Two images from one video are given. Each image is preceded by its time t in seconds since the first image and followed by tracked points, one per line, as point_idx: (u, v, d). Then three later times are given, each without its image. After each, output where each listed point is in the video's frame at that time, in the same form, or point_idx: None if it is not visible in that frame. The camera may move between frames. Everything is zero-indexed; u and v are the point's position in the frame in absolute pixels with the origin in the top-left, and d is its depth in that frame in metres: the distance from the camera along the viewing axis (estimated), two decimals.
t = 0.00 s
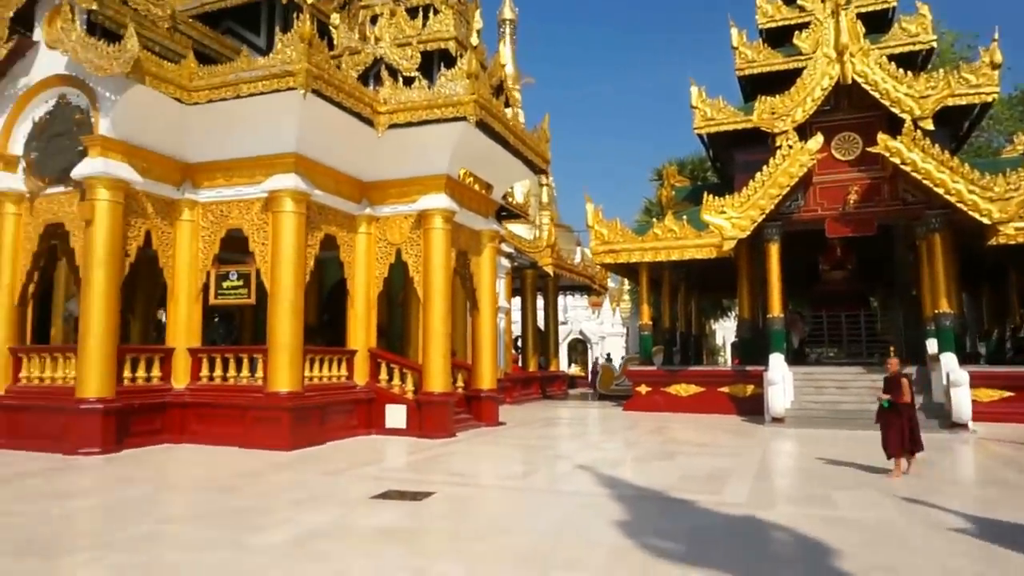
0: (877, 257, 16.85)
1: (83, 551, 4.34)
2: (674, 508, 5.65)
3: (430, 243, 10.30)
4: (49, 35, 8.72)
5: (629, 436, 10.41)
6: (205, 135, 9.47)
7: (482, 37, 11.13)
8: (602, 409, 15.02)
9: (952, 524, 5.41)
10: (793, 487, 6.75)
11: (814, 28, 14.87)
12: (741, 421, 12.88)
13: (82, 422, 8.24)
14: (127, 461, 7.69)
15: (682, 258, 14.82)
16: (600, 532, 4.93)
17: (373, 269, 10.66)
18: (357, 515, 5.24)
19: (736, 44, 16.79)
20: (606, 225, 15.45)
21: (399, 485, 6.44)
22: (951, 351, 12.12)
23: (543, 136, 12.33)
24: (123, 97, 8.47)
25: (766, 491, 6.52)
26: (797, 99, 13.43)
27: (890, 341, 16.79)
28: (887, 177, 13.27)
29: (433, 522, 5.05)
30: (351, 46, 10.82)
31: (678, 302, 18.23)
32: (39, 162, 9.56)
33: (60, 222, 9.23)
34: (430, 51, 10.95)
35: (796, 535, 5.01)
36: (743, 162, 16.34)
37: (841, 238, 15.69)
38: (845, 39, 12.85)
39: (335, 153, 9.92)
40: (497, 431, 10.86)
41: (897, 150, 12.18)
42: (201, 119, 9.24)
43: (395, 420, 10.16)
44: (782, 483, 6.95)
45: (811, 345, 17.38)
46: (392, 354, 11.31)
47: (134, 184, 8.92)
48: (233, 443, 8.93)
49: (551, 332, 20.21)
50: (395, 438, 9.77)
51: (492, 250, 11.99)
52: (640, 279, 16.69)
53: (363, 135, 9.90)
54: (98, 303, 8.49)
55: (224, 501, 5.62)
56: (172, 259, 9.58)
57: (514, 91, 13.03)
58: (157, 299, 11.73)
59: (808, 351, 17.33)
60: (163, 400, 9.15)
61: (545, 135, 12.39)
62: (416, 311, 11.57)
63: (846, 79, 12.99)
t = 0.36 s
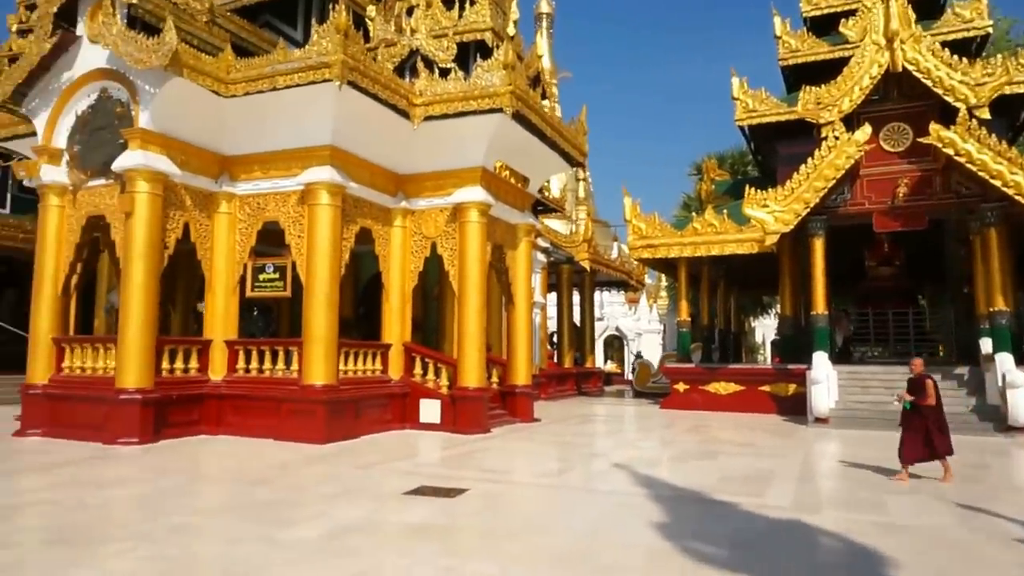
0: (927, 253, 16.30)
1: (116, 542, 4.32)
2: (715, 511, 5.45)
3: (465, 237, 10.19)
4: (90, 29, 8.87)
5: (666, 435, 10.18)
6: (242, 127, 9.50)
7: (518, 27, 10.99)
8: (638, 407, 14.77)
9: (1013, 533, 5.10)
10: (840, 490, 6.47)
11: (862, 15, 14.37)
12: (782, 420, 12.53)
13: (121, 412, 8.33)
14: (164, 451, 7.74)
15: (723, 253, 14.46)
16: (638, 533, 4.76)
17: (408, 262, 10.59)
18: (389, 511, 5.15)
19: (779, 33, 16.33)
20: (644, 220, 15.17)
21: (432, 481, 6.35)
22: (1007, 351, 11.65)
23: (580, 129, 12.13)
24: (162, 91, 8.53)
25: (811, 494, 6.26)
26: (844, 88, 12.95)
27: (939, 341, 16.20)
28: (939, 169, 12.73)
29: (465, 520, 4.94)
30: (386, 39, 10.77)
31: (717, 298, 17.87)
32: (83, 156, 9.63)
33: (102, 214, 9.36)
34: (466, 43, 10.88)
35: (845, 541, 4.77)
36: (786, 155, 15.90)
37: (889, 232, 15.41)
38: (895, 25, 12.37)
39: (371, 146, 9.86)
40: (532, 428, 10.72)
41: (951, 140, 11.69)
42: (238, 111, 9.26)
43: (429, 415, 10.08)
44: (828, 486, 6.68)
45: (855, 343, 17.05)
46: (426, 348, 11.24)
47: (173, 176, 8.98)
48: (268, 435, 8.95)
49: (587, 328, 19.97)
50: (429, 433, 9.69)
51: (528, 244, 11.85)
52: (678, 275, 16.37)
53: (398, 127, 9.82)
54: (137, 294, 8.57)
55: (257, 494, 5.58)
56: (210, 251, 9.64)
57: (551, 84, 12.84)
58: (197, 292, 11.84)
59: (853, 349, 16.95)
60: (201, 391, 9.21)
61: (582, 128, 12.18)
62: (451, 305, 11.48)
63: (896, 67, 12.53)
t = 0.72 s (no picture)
0: (968, 246, 15.77)
1: (143, 550, 4.25)
2: (756, 517, 5.23)
3: (493, 236, 10.06)
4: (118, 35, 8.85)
5: (701, 436, 9.94)
6: (268, 130, 9.47)
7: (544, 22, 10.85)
8: (671, 407, 14.51)
9: None
10: (886, 495, 6.20)
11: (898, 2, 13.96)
12: (820, 421, 12.18)
13: (153, 416, 8.34)
14: (195, 455, 7.72)
15: (756, 249, 14.13)
16: (676, 541, 4.57)
17: (436, 263, 10.48)
18: (418, 517, 5.02)
19: (811, 23, 15.94)
20: (674, 217, 14.90)
21: (462, 486, 6.21)
22: None
23: (609, 125, 11.90)
24: (189, 95, 8.54)
25: (856, 500, 6.00)
26: (880, 76, 12.58)
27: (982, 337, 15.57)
28: (983, 158, 12.29)
29: (496, 528, 4.78)
30: (412, 37, 10.65)
31: (750, 296, 17.51)
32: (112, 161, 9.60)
33: (132, 219, 9.41)
34: (491, 39, 10.85)
35: (895, 551, 4.53)
36: (820, 148, 15.51)
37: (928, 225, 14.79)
38: (934, 10, 11.98)
39: (397, 146, 9.77)
40: (563, 430, 10.53)
41: (995, 128, 11.26)
42: (264, 113, 9.23)
43: (459, 417, 9.96)
44: (873, 491, 6.41)
45: (893, 340, 16.46)
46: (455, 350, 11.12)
47: (200, 180, 8.99)
48: (298, 438, 8.90)
49: (618, 327, 19.72)
50: (459, 436, 9.57)
51: (556, 243, 11.70)
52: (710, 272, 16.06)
53: (424, 126, 9.72)
54: (167, 298, 8.57)
55: (285, 500, 5.50)
56: (238, 255, 9.63)
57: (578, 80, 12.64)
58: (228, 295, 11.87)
59: (891, 346, 16.46)
60: (231, 395, 9.20)
61: (611, 124, 11.95)
62: (480, 306, 11.35)
63: (935, 53, 12.13)
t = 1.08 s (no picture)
0: None
1: (208, 556, 4.28)
2: (834, 531, 4.93)
3: (551, 241, 9.93)
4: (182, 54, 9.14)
5: (772, 445, 9.55)
6: (327, 141, 9.61)
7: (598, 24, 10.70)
8: (738, 415, 14.05)
9: None
10: (976, 509, 5.78)
11: None
12: (900, 429, 11.57)
13: (221, 424, 8.52)
14: (261, 463, 7.84)
15: (825, 249, 13.54)
16: (747, 556, 4.34)
17: (494, 270, 10.42)
18: (480, 527, 4.93)
19: (877, 13, 15.29)
20: (737, 218, 14.48)
21: (525, 495, 6.09)
22: None
23: (667, 126, 11.63)
24: (249, 109, 8.73)
25: (943, 513, 5.61)
26: (956, 64, 11.94)
27: None
28: None
29: (559, 539, 4.64)
30: (464, 44, 10.72)
31: (820, 299, 16.87)
32: (180, 177, 9.91)
33: (199, 232, 9.68)
34: (544, 44, 10.75)
35: (991, 570, 4.19)
36: (890, 143, 14.82)
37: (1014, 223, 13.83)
38: None
39: (452, 153, 9.77)
40: (627, 438, 10.29)
41: None
42: (322, 125, 9.37)
43: (520, 425, 9.84)
44: (962, 503, 5.99)
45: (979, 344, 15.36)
46: (515, 357, 11.01)
47: (262, 193, 9.17)
48: (361, 446, 8.94)
49: (681, 333, 19.27)
50: (521, 444, 9.45)
51: (616, 247, 11.49)
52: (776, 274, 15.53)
53: (478, 132, 9.69)
54: (232, 308, 8.76)
55: (347, 508, 5.49)
56: (300, 265, 9.79)
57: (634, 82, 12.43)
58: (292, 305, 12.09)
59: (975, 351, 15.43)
60: (296, 403, 9.33)
61: (669, 125, 11.68)
62: (539, 312, 11.23)
63: (1016, 38, 11.45)
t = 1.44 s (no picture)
0: None
1: (294, 557, 4.37)
2: (948, 557, 4.52)
3: (639, 244, 9.70)
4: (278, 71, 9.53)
5: (880, 459, 8.94)
6: (415, 149, 9.78)
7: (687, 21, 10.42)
8: (843, 426, 13.28)
9: None
10: None
11: None
12: None
13: (314, 426, 8.78)
14: (352, 465, 8.02)
15: (939, 251, 12.59)
16: None
17: (581, 275, 10.28)
18: (562, 537, 4.82)
19: None
20: (839, 218, 13.74)
21: (610, 505, 5.93)
22: None
23: (761, 123, 11.15)
24: (340, 120, 8.99)
25: None
26: None
27: None
28: None
29: (643, 553, 4.47)
30: (551, 50, 10.50)
31: (933, 303, 15.77)
32: (277, 188, 10.38)
33: (294, 240, 10.06)
34: (631, 44, 10.57)
35: None
36: (1013, 134, 13.68)
37: None
38: None
39: (538, 158, 9.73)
40: (721, 448, 9.90)
41: None
42: (409, 133, 9.53)
43: (609, 432, 9.64)
44: None
45: None
46: (603, 363, 10.83)
47: (353, 202, 9.42)
48: (448, 451, 9.00)
49: (779, 339, 18.49)
50: (609, 452, 9.25)
51: (708, 250, 11.12)
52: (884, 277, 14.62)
53: (564, 136, 9.60)
54: (325, 314, 9.02)
55: (431, 513, 5.50)
56: (390, 271, 9.98)
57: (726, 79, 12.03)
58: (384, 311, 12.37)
59: None
60: (385, 406, 9.50)
61: (764, 122, 11.20)
62: (628, 317, 11.00)
63: None
